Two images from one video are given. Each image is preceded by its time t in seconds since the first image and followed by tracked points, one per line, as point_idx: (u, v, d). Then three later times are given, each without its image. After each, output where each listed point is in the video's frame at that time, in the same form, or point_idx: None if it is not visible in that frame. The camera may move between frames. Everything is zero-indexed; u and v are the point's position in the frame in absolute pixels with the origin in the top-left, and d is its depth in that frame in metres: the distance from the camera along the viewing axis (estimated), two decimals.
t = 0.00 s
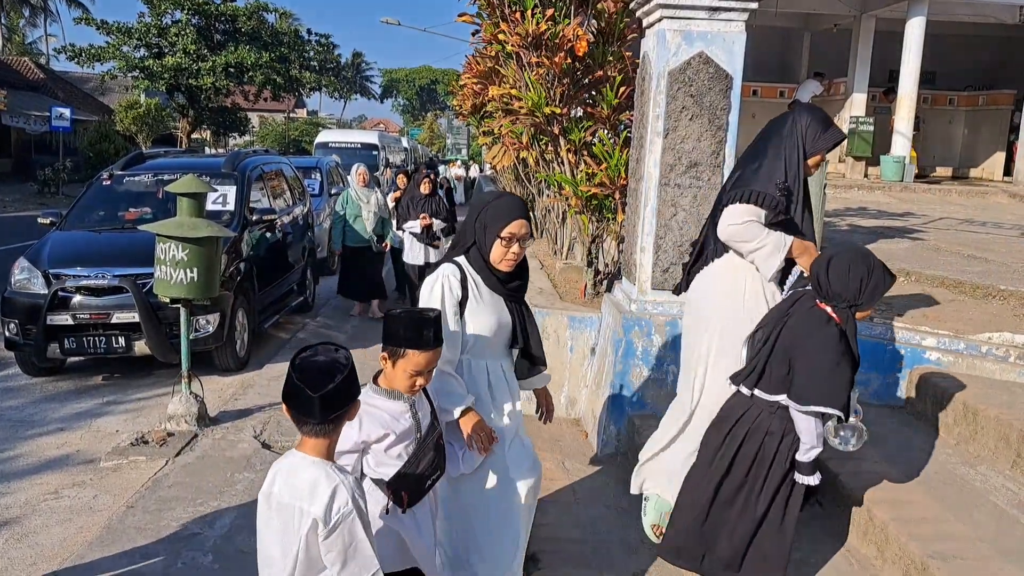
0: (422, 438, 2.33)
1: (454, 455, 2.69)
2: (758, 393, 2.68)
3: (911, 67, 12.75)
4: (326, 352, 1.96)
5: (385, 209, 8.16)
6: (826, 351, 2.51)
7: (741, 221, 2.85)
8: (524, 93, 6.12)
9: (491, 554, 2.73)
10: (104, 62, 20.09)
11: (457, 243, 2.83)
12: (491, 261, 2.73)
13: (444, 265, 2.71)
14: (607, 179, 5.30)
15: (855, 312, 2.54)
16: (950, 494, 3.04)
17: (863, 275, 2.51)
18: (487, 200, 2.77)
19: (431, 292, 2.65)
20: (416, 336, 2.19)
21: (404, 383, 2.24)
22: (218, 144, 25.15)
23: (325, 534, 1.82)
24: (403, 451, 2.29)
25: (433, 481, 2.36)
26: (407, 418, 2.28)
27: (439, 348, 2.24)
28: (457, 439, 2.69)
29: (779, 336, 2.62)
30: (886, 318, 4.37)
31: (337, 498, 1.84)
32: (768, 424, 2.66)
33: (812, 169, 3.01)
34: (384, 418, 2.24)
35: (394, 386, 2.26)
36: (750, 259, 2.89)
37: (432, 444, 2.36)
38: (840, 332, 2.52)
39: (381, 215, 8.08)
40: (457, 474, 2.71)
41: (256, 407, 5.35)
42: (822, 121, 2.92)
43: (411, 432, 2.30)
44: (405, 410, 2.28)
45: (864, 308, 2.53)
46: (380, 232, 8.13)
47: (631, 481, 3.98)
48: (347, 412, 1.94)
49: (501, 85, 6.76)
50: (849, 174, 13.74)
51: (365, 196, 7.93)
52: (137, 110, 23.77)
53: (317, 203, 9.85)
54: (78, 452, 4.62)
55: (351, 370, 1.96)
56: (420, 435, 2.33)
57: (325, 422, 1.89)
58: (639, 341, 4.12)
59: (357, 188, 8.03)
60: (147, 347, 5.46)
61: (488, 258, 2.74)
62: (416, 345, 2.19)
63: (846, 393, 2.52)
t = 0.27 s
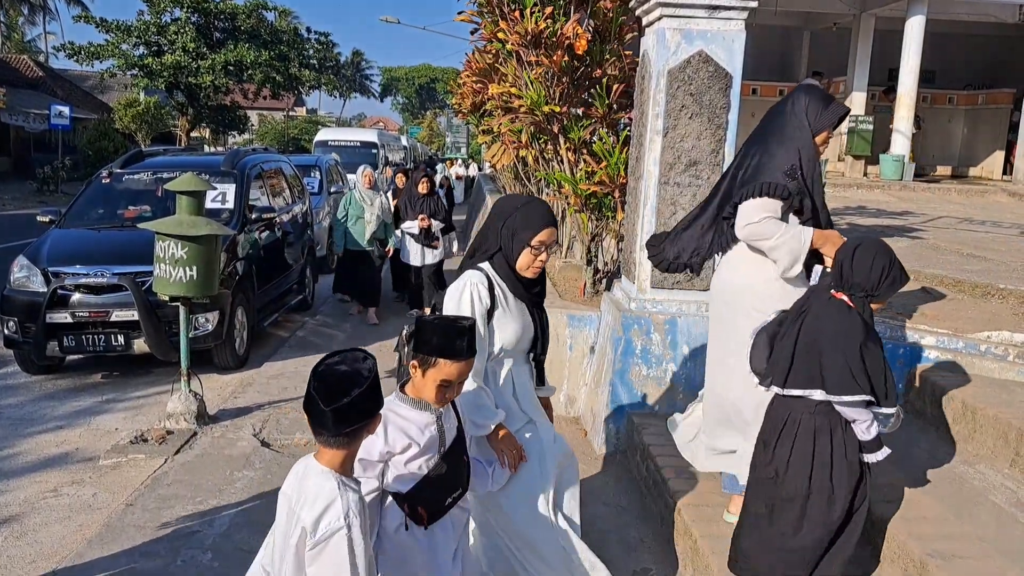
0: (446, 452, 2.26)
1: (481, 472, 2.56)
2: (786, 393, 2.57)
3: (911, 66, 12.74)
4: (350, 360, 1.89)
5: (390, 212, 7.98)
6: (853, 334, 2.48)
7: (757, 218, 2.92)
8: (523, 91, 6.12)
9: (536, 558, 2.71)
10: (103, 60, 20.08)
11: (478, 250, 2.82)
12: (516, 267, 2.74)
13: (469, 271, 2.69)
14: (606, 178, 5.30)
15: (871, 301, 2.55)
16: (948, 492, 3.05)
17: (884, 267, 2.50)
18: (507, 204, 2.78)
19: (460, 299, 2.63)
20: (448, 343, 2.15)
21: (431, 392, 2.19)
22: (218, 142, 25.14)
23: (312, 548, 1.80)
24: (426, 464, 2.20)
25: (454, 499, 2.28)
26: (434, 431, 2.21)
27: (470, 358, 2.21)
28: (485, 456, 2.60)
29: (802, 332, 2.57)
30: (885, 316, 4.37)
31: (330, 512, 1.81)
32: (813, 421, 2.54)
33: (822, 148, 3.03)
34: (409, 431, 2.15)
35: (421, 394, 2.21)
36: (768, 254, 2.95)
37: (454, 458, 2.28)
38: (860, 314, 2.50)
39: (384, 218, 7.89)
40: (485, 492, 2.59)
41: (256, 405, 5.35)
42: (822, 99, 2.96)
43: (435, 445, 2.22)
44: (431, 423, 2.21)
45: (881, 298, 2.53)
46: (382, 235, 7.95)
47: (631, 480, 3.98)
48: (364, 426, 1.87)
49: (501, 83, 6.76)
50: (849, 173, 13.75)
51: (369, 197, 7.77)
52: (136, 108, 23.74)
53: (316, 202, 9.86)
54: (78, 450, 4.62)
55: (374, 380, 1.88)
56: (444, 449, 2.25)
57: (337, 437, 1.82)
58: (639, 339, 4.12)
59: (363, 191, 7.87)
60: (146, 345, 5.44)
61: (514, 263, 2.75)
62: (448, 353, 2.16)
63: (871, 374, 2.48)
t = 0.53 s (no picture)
0: (487, 475, 2.13)
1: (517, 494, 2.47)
2: (808, 380, 2.63)
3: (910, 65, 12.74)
4: (385, 364, 1.87)
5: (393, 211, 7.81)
6: (865, 319, 2.54)
7: (784, 222, 2.83)
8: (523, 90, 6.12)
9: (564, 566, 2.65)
10: (102, 58, 20.06)
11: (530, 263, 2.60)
12: (568, 290, 2.56)
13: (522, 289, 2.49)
14: (606, 176, 5.30)
15: (885, 289, 2.57)
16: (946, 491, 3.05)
17: (897, 255, 2.52)
18: (573, 220, 2.58)
19: (511, 320, 2.42)
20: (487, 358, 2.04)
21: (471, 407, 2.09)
22: (217, 140, 25.11)
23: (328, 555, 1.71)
24: (465, 487, 2.09)
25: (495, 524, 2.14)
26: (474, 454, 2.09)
27: (513, 375, 2.09)
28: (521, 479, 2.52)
29: (820, 322, 2.62)
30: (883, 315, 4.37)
31: (347, 518, 1.73)
32: (840, 406, 2.56)
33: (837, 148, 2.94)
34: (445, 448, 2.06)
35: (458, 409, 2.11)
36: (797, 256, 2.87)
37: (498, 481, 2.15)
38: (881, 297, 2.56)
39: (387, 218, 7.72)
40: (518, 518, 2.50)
41: (255, 404, 5.35)
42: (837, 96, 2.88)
43: (477, 468, 2.10)
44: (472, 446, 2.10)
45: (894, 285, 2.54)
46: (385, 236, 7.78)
47: (630, 478, 3.98)
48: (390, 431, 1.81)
49: (500, 81, 6.75)
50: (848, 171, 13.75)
51: (372, 196, 7.64)
52: (135, 105, 23.72)
53: (315, 200, 9.86)
54: (77, 448, 4.62)
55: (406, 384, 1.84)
56: (485, 471, 2.13)
57: (364, 440, 1.79)
58: (638, 338, 4.13)
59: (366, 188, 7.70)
60: (145, 343, 5.44)
61: (567, 286, 2.57)
62: (489, 371, 2.04)
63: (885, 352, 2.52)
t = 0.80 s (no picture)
0: (537, 483, 2.14)
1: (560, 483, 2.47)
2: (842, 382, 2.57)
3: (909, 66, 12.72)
4: (433, 366, 1.86)
5: (393, 213, 7.68)
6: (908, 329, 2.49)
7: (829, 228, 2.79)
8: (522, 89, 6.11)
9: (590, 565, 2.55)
10: (100, 58, 20.04)
11: (582, 224, 2.49)
12: (628, 253, 2.47)
13: (579, 255, 2.39)
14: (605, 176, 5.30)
15: (926, 299, 2.54)
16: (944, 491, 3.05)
17: (942, 267, 2.49)
18: (626, 179, 2.46)
19: (568, 290, 2.33)
20: (534, 362, 2.05)
21: (520, 414, 2.09)
22: (216, 140, 25.09)
23: (366, 555, 1.72)
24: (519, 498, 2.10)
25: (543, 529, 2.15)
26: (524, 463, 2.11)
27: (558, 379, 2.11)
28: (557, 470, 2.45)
29: (858, 323, 2.56)
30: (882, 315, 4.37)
31: (387, 516, 1.72)
32: (869, 418, 2.54)
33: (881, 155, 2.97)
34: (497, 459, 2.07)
35: (503, 417, 2.11)
36: (831, 263, 2.87)
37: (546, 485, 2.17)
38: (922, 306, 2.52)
39: (386, 220, 7.59)
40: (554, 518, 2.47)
41: (253, 404, 5.35)
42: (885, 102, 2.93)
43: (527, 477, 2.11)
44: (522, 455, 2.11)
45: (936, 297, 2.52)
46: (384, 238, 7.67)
47: (629, 478, 3.98)
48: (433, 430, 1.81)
49: (499, 81, 6.73)
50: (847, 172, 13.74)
51: (370, 197, 7.50)
52: (133, 105, 23.70)
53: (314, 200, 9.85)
54: (75, 448, 4.61)
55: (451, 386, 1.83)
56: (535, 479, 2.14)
57: (409, 440, 1.80)
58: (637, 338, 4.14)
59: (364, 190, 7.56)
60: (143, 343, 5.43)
61: (625, 248, 2.47)
62: (536, 375, 2.06)
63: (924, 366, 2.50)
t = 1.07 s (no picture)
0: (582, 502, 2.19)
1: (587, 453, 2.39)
2: (897, 350, 2.64)
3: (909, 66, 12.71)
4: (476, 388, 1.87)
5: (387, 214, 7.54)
6: (987, 305, 2.50)
7: (895, 221, 2.74)
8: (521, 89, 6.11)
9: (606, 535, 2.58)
10: (99, 57, 20.01)
11: (602, 191, 2.44)
12: (652, 217, 2.46)
13: (603, 223, 2.33)
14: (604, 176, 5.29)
15: (1005, 280, 2.52)
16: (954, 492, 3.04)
17: None
18: (647, 143, 2.41)
19: (594, 259, 2.27)
20: (589, 382, 2.05)
21: (576, 437, 2.08)
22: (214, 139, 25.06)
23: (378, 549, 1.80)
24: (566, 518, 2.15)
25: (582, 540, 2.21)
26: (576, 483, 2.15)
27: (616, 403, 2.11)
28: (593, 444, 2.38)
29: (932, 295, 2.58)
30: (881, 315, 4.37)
31: (409, 538, 1.74)
32: (913, 382, 2.61)
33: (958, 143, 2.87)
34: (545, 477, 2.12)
35: (559, 438, 2.11)
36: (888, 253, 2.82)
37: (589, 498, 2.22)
38: (1004, 298, 2.51)
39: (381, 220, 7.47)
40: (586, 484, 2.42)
41: (252, 403, 5.34)
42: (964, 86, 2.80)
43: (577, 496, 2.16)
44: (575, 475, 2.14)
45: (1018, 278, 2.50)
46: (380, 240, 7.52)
47: (630, 478, 3.97)
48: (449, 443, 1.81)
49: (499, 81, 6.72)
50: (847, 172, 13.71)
51: (363, 198, 7.39)
52: (132, 104, 23.68)
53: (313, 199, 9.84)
54: (74, 447, 4.61)
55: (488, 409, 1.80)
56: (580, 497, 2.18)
57: (433, 446, 1.84)
58: (637, 338, 4.13)
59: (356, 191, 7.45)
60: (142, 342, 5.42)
61: (649, 211, 2.46)
62: (593, 401, 2.05)
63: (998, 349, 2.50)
